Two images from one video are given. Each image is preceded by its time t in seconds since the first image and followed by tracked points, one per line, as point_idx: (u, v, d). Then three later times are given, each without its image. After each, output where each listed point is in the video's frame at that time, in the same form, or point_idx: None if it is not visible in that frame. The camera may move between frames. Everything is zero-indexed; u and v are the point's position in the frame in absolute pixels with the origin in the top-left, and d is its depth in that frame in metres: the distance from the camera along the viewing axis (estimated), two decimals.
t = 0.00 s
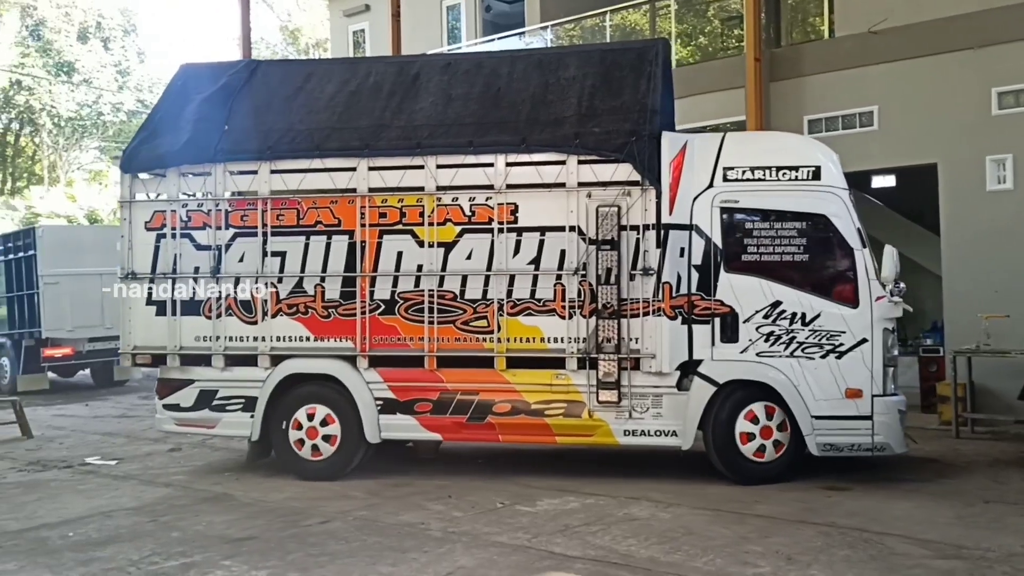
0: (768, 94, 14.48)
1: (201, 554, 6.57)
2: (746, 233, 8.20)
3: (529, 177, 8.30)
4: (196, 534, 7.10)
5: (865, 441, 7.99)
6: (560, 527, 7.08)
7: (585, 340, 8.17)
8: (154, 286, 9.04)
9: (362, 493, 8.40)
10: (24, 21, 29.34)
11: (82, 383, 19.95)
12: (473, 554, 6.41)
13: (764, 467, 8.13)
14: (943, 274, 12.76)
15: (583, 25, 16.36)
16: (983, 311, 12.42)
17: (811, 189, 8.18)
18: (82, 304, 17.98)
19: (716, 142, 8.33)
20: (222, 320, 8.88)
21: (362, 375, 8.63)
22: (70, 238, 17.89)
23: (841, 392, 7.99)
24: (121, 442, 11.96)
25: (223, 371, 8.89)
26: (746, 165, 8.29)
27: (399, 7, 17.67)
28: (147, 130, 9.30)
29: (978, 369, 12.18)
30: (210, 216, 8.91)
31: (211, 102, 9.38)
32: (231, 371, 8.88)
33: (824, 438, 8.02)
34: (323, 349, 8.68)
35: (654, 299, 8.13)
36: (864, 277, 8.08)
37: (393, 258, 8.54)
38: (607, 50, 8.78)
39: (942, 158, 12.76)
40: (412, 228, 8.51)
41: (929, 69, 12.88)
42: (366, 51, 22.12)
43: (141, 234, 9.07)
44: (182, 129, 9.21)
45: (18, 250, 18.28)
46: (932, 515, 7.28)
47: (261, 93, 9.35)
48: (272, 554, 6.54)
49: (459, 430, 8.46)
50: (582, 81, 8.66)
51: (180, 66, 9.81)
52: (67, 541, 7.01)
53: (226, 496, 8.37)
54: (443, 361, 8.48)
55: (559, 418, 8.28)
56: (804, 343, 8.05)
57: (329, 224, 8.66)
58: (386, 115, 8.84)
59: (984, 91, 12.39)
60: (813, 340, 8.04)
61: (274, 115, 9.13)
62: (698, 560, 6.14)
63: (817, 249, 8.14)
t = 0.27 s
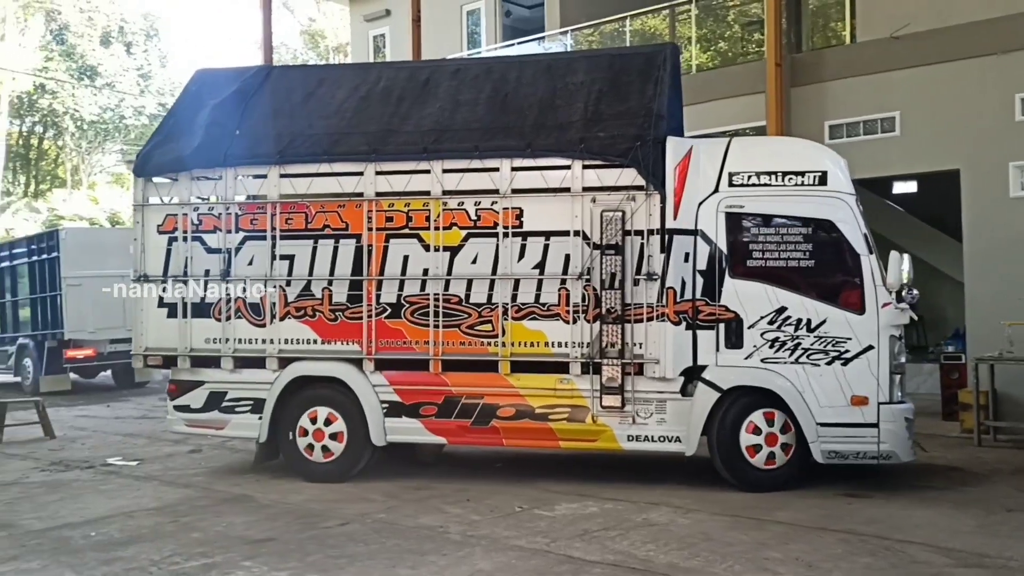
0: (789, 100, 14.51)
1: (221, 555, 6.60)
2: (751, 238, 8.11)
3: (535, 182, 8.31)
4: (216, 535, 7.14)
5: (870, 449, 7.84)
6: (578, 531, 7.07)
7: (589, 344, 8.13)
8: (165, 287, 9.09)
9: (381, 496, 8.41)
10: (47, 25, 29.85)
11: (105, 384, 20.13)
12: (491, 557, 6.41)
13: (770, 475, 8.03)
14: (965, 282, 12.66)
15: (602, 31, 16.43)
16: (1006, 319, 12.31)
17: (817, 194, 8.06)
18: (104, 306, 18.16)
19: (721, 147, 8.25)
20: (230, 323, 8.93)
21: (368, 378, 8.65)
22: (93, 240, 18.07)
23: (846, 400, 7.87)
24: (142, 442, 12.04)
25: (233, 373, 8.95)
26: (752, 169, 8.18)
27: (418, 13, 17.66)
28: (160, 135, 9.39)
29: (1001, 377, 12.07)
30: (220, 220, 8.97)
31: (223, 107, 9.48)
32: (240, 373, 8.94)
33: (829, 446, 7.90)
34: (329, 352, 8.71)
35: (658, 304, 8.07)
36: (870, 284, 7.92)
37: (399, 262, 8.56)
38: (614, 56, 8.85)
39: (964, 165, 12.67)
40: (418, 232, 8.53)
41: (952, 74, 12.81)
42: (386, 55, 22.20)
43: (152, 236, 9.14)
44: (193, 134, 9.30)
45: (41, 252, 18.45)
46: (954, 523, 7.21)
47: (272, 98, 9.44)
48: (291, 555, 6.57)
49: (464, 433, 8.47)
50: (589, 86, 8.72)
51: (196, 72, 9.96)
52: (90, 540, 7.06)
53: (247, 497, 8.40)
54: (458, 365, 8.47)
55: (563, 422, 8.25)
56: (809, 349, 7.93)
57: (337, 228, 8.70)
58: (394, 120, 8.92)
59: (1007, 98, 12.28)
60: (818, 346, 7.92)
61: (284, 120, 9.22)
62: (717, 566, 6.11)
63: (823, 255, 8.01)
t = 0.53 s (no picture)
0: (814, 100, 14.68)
1: (246, 552, 6.65)
2: (761, 238, 8.01)
3: (544, 183, 8.30)
4: (241, 533, 7.19)
5: (881, 452, 7.72)
6: (600, 532, 7.06)
7: (597, 345, 8.12)
8: (181, 287, 9.21)
9: (403, 495, 8.44)
10: (74, 28, 29.83)
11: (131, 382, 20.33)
12: (514, 558, 6.40)
13: (778, 477, 7.96)
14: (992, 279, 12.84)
15: (624, 32, 16.46)
16: None
17: (828, 195, 7.94)
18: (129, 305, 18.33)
19: (732, 147, 8.15)
20: (245, 322, 9.01)
21: (379, 378, 8.69)
22: (118, 240, 18.27)
23: (856, 402, 7.75)
24: (167, 440, 12.15)
25: (247, 372, 9.02)
26: (763, 170, 8.08)
27: (441, 14, 17.68)
28: (178, 136, 9.51)
29: None
30: (235, 220, 9.07)
31: (239, 109, 9.52)
32: (253, 372, 9.00)
33: (839, 448, 7.78)
34: (341, 352, 8.77)
35: (667, 305, 8.04)
36: (882, 285, 7.80)
37: (410, 262, 8.60)
38: (626, 56, 8.77)
39: (990, 164, 12.89)
40: (429, 233, 8.56)
41: (978, 75, 13.00)
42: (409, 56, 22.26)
43: (170, 237, 9.27)
44: (209, 136, 9.38)
45: (68, 252, 18.64)
46: (980, 527, 7.14)
47: (288, 101, 9.48)
48: (315, 554, 6.60)
49: (474, 434, 8.48)
50: (599, 88, 8.65)
51: (214, 74, 9.99)
52: (117, 537, 7.13)
53: (271, 495, 8.45)
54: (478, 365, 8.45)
55: (572, 423, 8.23)
56: (820, 351, 7.82)
57: (350, 228, 8.75)
58: (406, 121, 8.93)
59: None
60: (828, 348, 7.81)
61: (298, 122, 9.26)
62: (741, 568, 6.08)
63: (834, 256, 7.89)
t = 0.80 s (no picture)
0: (839, 103, 14.60)
1: (273, 556, 6.68)
2: (775, 243, 7.96)
3: (556, 187, 8.30)
4: (268, 537, 7.23)
5: (898, 458, 7.67)
6: (626, 537, 7.03)
7: (610, 350, 8.09)
8: (201, 293, 9.34)
9: (429, 500, 8.45)
10: (102, 37, 30.29)
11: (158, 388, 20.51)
12: (540, 563, 6.40)
13: (792, 483, 7.88)
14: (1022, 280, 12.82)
15: (646, 36, 16.40)
16: None
17: (843, 198, 7.90)
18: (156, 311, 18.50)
19: (745, 151, 8.14)
20: (263, 327, 9.11)
21: (394, 383, 8.74)
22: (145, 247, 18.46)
23: (872, 408, 7.67)
24: (194, 445, 12.24)
25: (265, 377, 9.11)
26: (777, 173, 8.04)
27: (464, 20, 17.77)
28: (199, 144, 9.62)
29: None
30: (253, 226, 9.18)
31: (258, 116, 9.61)
32: (271, 377, 9.10)
33: (854, 454, 7.72)
34: (356, 357, 8.83)
35: (680, 310, 7.98)
36: (897, 289, 7.74)
37: (425, 268, 8.65)
38: (640, 60, 8.75)
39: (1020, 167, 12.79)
40: (443, 238, 8.61)
41: (1006, 77, 12.92)
42: (432, 63, 22.34)
43: (190, 243, 9.41)
44: (228, 144, 9.47)
45: (96, 258, 18.84)
46: (1011, 533, 7.05)
47: (307, 108, 9.55)
48: (341, 558, 6.62)
49: (488, 438, 8.49)
50: (612, 93, 8.63)
51: (234, 82, 10.08)
52: (146, 541, 7.19)
53: (297, 500, 8.49)
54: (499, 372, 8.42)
55: (585, 428, 8.22)
56: (835, 356, 7.76)
57: (365, 234, 8.83)
58: (421, 127, 8.96)
59: None
60: (843, 353, 7.74)
61: (316, 129, 9.33)
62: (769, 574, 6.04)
63: (849, 260, 7.84)
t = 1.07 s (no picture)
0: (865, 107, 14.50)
1: (298, 559, 6.71)
2: (790, 247, 7.91)
3: (571, 192, 8.31)
4: (293, 540, 7.26)
5: (914, 465, 7.53)
6: (650, 542, 7.01)
7: (624, 355, 8.08)
8: (221, 297, 9.41)
9: (452, 504, 8.46)
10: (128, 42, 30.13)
11: (184, 390, 20.69)
12: (563, 567, 6.39)
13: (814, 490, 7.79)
14: None
15: (669, 39, 16.38)
16: None
17: (859, 202, 7.81)
18: (181, 314, 18.66)
19: (761, 154, 8.06)
20: (281, 331, 9.17)
21: (409, 386, 8.74)
22: (171, 251, 18.63)
23: (888, 414, 7.57)
24: (219, 447, 12.32)
25: (283, 380, 9.17)
26: (792, 177, 7.98)
27: (488, 25, 17.90)
28: (219, 150, 9.72)
29: None
30: (272, 231, 9.24)
31: (278, 122, 9.70)
32: (289, 380, 9.15)
33: (870, 461, 7.59)
34: (372, 361, 8.86)
35: (694, 315, 7.97)
36: (914, 293, 7.63)
37: (440, 272, 8.67)
38: (656, 64, 8.75)
39: None
40: (458, 243, 8.62)
41: None
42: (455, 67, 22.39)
43: (210, 248, 9.48)
44: (248, 149, 9.57)
45: (123, 262, 19.02)
46: None
47: (327, 114, 9.65)
48: (365, 561, 6.64)
49: (502, 442, 8.47)
50: (627, 96, 8.65)
51: (255, 89, 10.19)
52: (172, 543, 7.24)
53: (321, 503, 8.52)
54: (518, 376, 8.41)
55: (599, 433, 8.20)
56: (850, 361, 7.68)
57: (381, 239, 8.87)
58: (437, 132, 9.01)
59: None
60: (859, 358, 7.66)
61: (333, 135, 9.40)
62: None
63: (865, 264, 7.75)
